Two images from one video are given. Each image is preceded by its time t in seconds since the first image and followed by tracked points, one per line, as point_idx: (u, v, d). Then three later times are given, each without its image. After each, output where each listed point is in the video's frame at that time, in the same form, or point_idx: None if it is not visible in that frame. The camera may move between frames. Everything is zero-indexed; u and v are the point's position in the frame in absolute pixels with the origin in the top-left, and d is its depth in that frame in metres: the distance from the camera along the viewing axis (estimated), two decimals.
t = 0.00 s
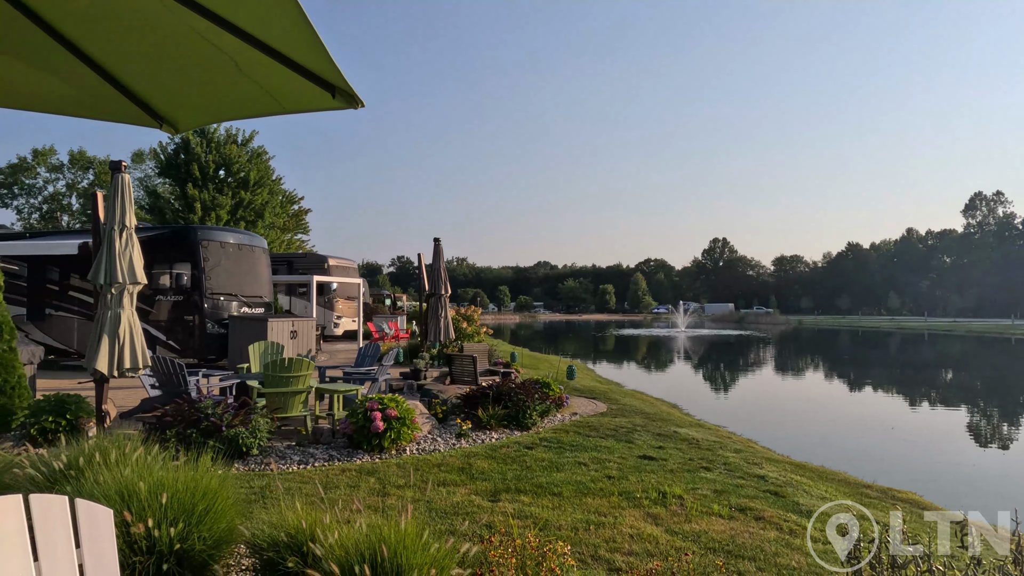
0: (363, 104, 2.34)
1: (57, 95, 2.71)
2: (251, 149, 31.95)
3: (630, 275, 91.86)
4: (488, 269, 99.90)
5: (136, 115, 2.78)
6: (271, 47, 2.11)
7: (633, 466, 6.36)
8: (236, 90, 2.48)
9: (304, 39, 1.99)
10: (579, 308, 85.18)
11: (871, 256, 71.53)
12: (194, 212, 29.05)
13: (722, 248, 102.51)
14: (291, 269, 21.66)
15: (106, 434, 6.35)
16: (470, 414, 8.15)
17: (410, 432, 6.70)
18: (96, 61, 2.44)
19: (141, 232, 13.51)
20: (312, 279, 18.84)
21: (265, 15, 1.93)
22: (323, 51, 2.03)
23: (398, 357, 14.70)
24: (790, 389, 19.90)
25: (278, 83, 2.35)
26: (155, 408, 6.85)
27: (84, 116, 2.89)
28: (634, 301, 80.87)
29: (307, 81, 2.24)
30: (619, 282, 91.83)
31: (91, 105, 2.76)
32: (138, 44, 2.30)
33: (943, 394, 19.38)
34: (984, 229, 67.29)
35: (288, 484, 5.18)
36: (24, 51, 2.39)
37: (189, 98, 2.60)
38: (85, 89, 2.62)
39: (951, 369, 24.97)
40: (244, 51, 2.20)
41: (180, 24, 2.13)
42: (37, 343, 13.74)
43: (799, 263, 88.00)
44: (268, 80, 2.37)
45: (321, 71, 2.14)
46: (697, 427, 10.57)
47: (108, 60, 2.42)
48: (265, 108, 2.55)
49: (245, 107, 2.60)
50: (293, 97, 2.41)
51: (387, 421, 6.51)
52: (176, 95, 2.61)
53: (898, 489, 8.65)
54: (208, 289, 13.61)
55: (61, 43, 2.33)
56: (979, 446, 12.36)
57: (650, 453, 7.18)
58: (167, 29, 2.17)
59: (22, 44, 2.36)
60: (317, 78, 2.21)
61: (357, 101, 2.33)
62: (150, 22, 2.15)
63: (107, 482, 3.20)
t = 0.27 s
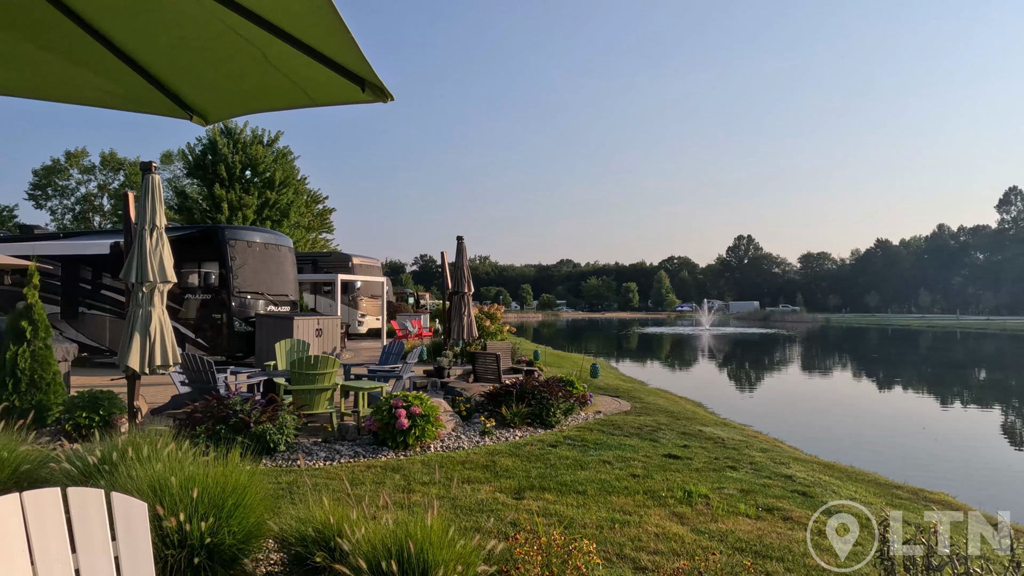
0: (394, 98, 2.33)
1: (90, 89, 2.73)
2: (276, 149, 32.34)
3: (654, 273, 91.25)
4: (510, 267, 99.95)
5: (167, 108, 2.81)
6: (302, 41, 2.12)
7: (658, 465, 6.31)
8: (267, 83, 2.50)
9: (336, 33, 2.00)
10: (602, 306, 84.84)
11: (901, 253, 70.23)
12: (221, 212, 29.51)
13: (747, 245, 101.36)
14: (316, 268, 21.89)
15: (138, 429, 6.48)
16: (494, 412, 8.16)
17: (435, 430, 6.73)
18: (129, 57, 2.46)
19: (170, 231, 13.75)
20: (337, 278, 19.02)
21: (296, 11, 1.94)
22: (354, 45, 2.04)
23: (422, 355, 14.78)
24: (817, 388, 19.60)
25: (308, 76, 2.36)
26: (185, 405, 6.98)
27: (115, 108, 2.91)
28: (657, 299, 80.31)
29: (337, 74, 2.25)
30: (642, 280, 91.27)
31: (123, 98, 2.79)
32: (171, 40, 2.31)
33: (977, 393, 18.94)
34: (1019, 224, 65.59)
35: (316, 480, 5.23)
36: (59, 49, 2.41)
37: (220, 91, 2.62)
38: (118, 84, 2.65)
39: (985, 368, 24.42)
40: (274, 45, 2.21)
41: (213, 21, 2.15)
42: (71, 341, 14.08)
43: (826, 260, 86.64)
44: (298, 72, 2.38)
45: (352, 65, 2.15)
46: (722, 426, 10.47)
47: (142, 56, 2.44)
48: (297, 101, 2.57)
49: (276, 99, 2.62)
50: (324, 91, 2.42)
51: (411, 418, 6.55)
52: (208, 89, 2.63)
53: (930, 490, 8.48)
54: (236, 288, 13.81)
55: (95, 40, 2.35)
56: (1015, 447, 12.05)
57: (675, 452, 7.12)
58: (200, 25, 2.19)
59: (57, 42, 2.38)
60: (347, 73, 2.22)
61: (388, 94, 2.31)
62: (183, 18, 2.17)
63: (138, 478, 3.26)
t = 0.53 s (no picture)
0: (416, 102, 2.34)
1: (115, 92, 2.76)
2: (295, 149, 32.63)
3: (672, 271, 90.70)
4: (528, 266, 99.92)
5: (191, 112, 2.83)
6: (325, 46, 2.13)
7: (677, 464, 6.28)
8: (290, 86, 2.51)
9: (359, 38, 2.00)
10: (620, 304, 84.50)
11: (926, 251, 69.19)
12: (241, 212, 29.83)
13: (766, 243, 100.46)
14: (335, 267, 22.06)
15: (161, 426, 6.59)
16: (513, 411, 8.17)
17: (453, 428, 6.76)
18: (154, 59, 2.48)
19: (192, 231, 13.94)
20: (355, 277, 19.15)
21: (321, 16, 1.95)
22: (377, 50, 2.05)
23: (440, 353, 14.84)
24: (839, 388, 19.36)
25: (331, 80, 2.37)
26: (207, 402, 7.14)
27: (139, 111, 2.94)
28: (676, 298, 79.86)
29: (359, 78, 2.25)
30: (660, 279, 90.79)
31: (148, 101, 2.81)
32: (195, 43, 2.33)
33: (1004, 394, 18.58)
34: None
35: (336, 478, 5.28)
36: (86, 51, 2.44)
37: (244, 95, 2.64)
38: (143, 86, 2.68)
39: (1012, 368, 23.94)
40: (298, 48, 2.22)
41: (237, 24, 2.16)
42: (95, 339, 14.33)
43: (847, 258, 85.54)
44: (320, 76, 2.39)
45: (374, 70, 2.16)
46: (742, 426, 10.37)
47: (166, 59, 2.46)
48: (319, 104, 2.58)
49: (299, 103, 2.64)
50: (345, 95, 2.42)
51: (430, 416, 6.58)
52: (230, 92, 2.65)
53: (955, 492, 8.34)
54: (256, 287, 13.96)
55: (121, 44, 2.38)
56: None
57: (694, 452, 7.08)
58: (224, 28, 2.21)
59: (84, 44, 2.40)
60: (369, 77, 2.22)
61: (410, 97, 2.32)
62: (207, 21, 2.18)
63: (163, 474, 3.30)
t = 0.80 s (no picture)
0: (432, 97, 2.33)
1: (137, 96, 2.80)
2: (316, 150, 32.93)
3: (692, 270, 90.03)
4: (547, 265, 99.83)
5: (213, 115, 2.86)
6: (341, 43, 2.13)
7: (699, 465, 6.23)
8: (307, 87, 2.52)
9: (374, 35, 2.01)
10: (640, 304, 84.09)
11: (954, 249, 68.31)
12: (263, 213, 30.17)
13: (788, 241, 99.42)
14: (355, 267, 22.23)
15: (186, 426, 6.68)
16: (532, 410, 8.17)
17: (473, 427, 6.77)
18: (176, 63, 2.51)
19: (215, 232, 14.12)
20: (376, 277, 19.29)
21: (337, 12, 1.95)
22: (392, 46, 2.04)
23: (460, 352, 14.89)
24: (863, 388, 19.08)
25: (348, 78, 2.37)
26: (231, 401, 7.21)
27: (161, 116, 2.98)
28: (696, 297, 79.30)
29: (376, 76, 2.26)
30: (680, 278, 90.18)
31: (172, 105, 2.85)
32: (214, 45, 2.35)
33: None
34: None
35: (357, 476, 5.31)
36: (109, 56, 2.47)
37: (265, 96, 2.66)
38: (164, 90, 2.71)
39: None
40: (315, 47, 2.23)
41: (255, 24, 2.17)
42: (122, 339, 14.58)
43: (872, 256, 84.30)
44: (337, 75, 2.39)
45: (390, 67, 2.16)
46: (764, 426, 10.26)
47: (186, 63, 2.49)
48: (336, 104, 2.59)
49: (316, 103, 2.65)
50: (363, 94, 2.43)
51: (450, 416, 6.60)
52: (250, 95, 2.68)
53: (984, 494, 8.18)
54: (278, 287, 14.10)
55: (142, 47, 2.41)
56: None
57: (716, 452, 7.02)
58: (242, 30, 2.23)
59: (107, 50, 2.44)
60: (386, 74, 2.22)
61: (426, 93, 2.30)
62: (225, 22, 2.20)
63: (188, 472, 3.35)
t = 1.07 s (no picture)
0: (451, 96, 2.33)
1: (159, 97, 2.82)
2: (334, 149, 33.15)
3: (711, 267, 89.34)
4: (564, 263, 99.65)
5: (235, 116, 2.88)
6: (358, 42, 2.14)
7: (717, 463, 6.19)
8: (327, 87, 2.54)
9: (392, 33, 2.01)
10: (657, 301, 83.68)
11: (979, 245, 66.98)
12: (282, 212, 30.45)
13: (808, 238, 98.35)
14: (373, 265, 22.36)
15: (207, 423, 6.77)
16: (549, 407, 8.16)
17: (490, 425, 6.78)
18: (199, 66, 2.54)
19: (235, 231, 14.29)
20: (393, 275, 19.38)
21: (354, 11, 1.96)
22: (410, 43, 2.04)
23: (476, 350, 14.92)
24: (885, 386, 18.83)
25: (365, 78, 2.38)
26: (250, 398, 7.26)
27: (181, 118, 3.01)
28: (714, 295, 78.74)
29: (394, 75, 2.26)
30: (698, 275, 89.56)
31: (194, 108, 2.88)
32: (234, 45, 2.37)
33: None
34: None
35: (375, 473, 5.34)
36: (130, 57, 2.50)
37: (285, 97, 2.68)
38: (184, 92, 2.73)
39: None
40: (333, 46, 2.23)
41: (273, 24, 2.19)
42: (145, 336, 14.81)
43: (894, 253, 83.10)
44: (356, 75, 2.40)
45: (409, 66, 2.16)
46: (784, 424, 10.17)
47: (204, 63, 2.50)
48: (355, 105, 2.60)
49: (335, 100, 2.66)
50: (383, 94, 2.44)
51: (467, 413, 6.61)
52: (268, 95, 2.69)
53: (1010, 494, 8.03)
54: (296, 285, 14.21)
55: (163, 48, 2.43)
56: None
57: (734, 450, 6.97)
58: (261, 30, 2.24)
59: (127, 50, 2.46)
60: (404, 72, 2.22)
61: (445, 91, 2.31)
62: (243, 22, 2.21)
63: (210, 467, 3.40)
